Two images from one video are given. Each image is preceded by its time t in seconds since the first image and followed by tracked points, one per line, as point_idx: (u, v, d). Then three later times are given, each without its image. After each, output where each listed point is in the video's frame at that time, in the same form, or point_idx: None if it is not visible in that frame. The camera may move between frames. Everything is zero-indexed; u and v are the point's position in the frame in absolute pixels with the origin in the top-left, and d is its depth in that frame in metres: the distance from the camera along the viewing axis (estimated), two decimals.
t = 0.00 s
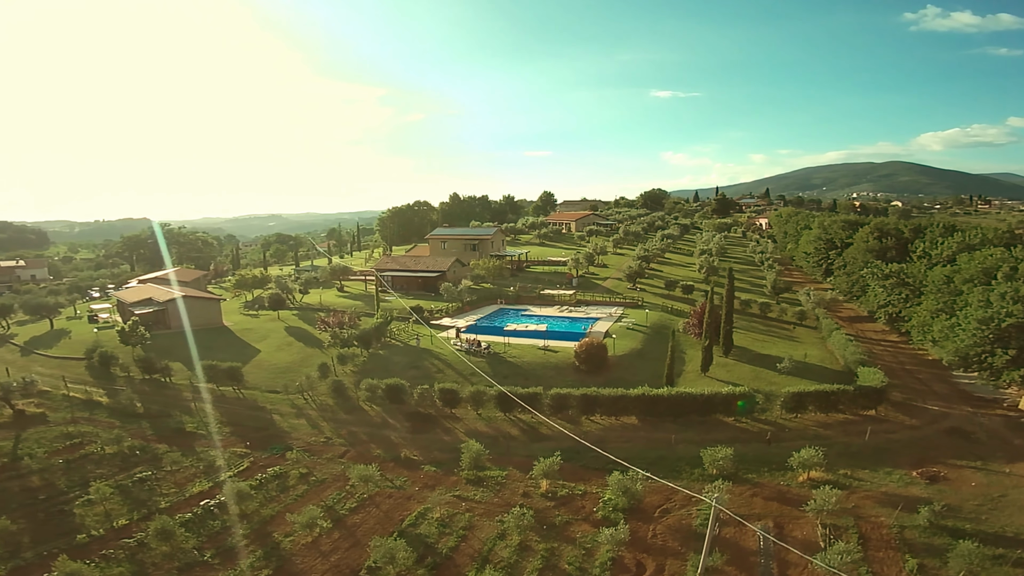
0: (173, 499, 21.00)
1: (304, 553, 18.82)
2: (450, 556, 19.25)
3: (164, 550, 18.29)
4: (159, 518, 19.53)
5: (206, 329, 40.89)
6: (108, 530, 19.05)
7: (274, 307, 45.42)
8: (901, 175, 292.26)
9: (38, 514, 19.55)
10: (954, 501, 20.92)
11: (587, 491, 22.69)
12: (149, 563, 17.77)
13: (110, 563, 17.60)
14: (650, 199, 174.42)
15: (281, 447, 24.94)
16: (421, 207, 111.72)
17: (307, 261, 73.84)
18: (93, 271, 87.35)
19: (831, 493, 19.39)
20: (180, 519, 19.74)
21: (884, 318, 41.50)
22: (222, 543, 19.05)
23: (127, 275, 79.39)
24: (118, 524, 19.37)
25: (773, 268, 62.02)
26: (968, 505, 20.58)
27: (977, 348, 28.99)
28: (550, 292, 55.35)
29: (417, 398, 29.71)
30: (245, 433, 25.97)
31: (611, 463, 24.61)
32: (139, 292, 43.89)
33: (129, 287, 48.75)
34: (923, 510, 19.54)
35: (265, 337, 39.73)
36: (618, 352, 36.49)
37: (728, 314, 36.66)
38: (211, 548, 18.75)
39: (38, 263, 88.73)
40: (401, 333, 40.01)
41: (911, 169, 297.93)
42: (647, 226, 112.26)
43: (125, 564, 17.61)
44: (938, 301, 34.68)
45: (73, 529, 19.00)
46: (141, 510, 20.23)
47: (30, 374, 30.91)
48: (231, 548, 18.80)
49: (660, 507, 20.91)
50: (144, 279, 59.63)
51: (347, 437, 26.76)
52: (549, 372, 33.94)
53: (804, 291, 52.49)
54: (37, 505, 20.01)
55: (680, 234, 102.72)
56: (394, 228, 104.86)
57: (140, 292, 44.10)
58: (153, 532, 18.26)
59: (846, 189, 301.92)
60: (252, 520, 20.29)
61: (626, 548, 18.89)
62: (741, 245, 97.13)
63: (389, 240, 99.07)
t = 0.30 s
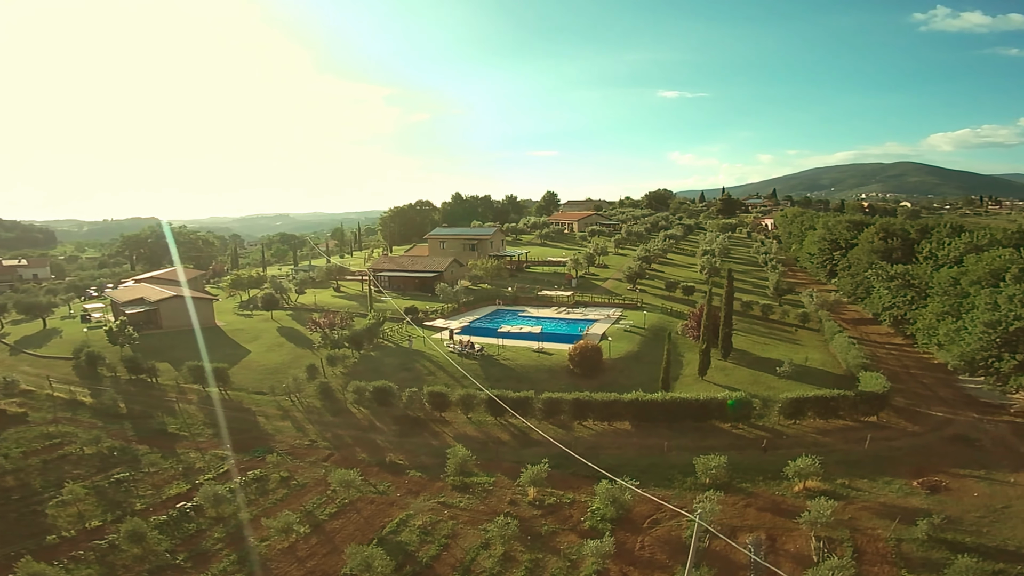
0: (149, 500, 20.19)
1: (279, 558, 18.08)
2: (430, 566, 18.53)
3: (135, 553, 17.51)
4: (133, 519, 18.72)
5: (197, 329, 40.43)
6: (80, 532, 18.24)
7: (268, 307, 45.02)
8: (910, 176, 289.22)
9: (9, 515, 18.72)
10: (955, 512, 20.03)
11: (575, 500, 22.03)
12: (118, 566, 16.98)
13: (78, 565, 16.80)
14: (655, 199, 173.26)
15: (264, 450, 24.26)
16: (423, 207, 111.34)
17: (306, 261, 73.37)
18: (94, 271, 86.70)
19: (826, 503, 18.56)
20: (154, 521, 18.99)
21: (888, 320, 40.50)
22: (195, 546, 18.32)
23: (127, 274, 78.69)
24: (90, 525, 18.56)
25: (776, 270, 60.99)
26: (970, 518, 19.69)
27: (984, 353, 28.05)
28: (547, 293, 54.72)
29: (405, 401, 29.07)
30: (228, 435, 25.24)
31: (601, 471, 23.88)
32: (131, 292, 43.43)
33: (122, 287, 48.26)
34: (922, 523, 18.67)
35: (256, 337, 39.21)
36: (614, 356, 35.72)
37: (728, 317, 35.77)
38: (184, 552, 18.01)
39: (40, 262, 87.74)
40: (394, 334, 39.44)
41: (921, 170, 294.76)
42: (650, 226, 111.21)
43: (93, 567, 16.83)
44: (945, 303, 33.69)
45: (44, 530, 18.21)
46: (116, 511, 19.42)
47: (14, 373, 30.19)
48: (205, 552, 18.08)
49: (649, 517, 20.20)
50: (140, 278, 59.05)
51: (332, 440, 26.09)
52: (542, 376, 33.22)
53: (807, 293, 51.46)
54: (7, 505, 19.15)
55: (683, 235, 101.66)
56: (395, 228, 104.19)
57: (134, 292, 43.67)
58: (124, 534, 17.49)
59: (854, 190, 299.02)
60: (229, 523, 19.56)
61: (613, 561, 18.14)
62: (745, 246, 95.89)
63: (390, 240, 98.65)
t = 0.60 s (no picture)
0: (125, 499, 19.59)
1: (253, 561, 17.50)
2: (408, 573, 17.89)
3: (105, 552, 16.94)
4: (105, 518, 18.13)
5: (191, 328, 40.15)
6: (51, 530, 17.67)
7: (264, 306, 44.64)
8: (923, 176, 285.32)
9: None
10: (958, 524, 19.10)
11: (563, 507, 21.33)
12: (86, 566, 16.40)
13: (46, 564, 16.25)
14: (663, 198, 171.69)
15: (247, 451, 23.71)
16: (427, 206, 110.89)
17: (307, 260, 73.00)
18: (98, 269, 86.46)
19: (820, 514, 17.77)
20: (127, 521, 18.36)
21: (895, 322, 39.41)
22: (168, 546, 17.74)
23: (130, 272, 78.44)
24: (62, 524, 17.99)
25: (781, 270, 59.85)
26: (974, 529, 18.74)
27: (992, 357, 27.03)
28: (547, 293, 54.00)
29: (394, 402, 28.45)
30: (212, 435, 24.69)
31: (592, 477, 23.14)
32: (127, 290, 43.22)
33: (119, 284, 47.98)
34: (921, 534, 17.81)
35: (250, 336, 38.78)
36: (611, 357, 34.95)
37: (728, 317, 34.72)
38: (156, 553, 17.40)
39: (46, 259, 87.46)
40: (389, 334, 38.90)
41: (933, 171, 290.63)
42: (656, 226, 110.05)
43: (61, 565, 16.28)
44: (953, 305, 32.61)
45: (14, 528, 17.64)
46: (90, 510, 18.83)
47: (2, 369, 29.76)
48: (177, 553, 17.50)
49: (639, 526, 19.46)
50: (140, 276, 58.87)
51: (318, 441, 25.51)
52: (536, 378, 32.46)
53: (813, 294, 50.32)
54: None
55: (689, 235, 100.47)
56: (399, 228, 103.64)
57: (130, 290, 43.31)
58: (94, 534, 16.93)
59: (865, 191, 295.38)
60: (205, 524, 18.97)
61: (597, 571, 17.42)
62: (751, 246, 94.45)
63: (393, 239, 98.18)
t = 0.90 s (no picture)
0: (102, 497, 18.74)
1: (227, 562, 16.78)
2: None
3: (75, 551, 16.24)
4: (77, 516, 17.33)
5: (186, 326, 39.78)
6: (21, 528, 16.94)
7: (260, 304, 44.27)
8: (938, 176, 280.63)
9: None
10: (961, 536, 18.11)
11: (552, 514, 20.61)
12: (53, 564, 15.63)
13: (11, 561, 15.57)
14: (671, 199, 170.11)
15: (231, 450, 22.95)
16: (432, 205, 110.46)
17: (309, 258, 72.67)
18: (104, 267, 86.45)
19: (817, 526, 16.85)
20: (101, 519, 17.52)
21: (905, 325, 38.22)
22: (141, 545, 16.94)
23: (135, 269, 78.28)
24: (34, 522, 17.24)
25: (788, 271, 58.64)
26: (978, 542, 17.75)
27: (1004, 361, 25.94)
28: (548, 293, 53.23)
29: (384, 403, 27.84)
30: (197, 433, 24.01)
31: (583, 484, 22.39)
32: (123, 287, 42.95)
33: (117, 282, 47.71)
34: (921, 548, 16.87)
35: (245, 334, 38.35)
36: (609, 359, 34.12)
37: (730, 319, 33.81)
38: (128, 551, 16.62)
39: (53, 256, 87.41)
40: (384, 334, 38.34)
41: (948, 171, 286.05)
42: (663, 225, 108.85)
43: (27, 562, 15.58)
44: (964, 306, 31.45)
45: None
46: (64, 508, 18.03)
47: None
48: (150, 552, 16.73)
49: (628, 535, 18.66)
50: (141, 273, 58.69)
51: (305, 442, 24.87)
52: (532, 380, 31.70)
53: (820, 295, 49.09)
54: None
55: (696, 235, 99.22)
56: (404, 227, 103.16)
57: (126, 288, 43.06)
58: (64, 532, 16.32)
59: (879, 192, 290.96)
60: (181, 524, 18.17)
61: None
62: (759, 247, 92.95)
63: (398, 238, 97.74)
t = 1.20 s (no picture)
0: (80, 495, 18.06)
1: (203, 564, 16.11)
2: None
3: (45, 549, 15.62)
4: (51, 514, 16.71)
5: (183, 325, 39.65)
6: None
7: (259, 304, 44.33)
8: (955, 180, 275.70)
9: None
10: (963, 550, 17.19)
11: (541, 522, 19.95)
12: (22, 562, 14.96)
13: None
14: (681, 202, 168.57)
15: (217, 451, 22.43)
16: (439, 207, 110.22)
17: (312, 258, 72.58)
18: (112, 266, 86.86)
19: (810, 540, 16.11)
20: (77, 517, 16.90)
21: (915, 329, 37.09)
22: (116, 544, 16.27)
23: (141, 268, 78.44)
24: (7, 519, 16.59)
25: (796, 274, 57.48)
26: (983, 557, 16.80)
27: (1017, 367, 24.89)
28: (550, 295, 52.60)
29: (376, 405, 27.32)
30: (183, 433, 23.53)
31: (575, 492, 21.68)
32: (123, 285, 42.94)
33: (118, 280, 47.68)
34: (923, 564, 15.98)
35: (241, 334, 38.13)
36: (608, 363, 33.39)
37: (734, 322, 32.95)
38: (102, 550, 15.97)
39: (61, 254, 87.82)
40: (381, 336, 37.94)
41: (966, 175, 281.18)
42: (671, 228, 107.69)
43: None
44: (976, 310, 30.35)
45: None
46: (40, 505, 17.34)
47: None
48: (124, 551, 16.05)
49: (618, 547, 17.95)
50: (144, 272, 58.74)
51: (293, 443, 24.35)
52: (528, 385, 31.04)
53: (828, 298, 47.94)
54: None
55: (704, 238, 98.00)
56: (410, 228, 102.94)
57: (126, 285, 43.03)
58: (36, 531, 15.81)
59: (896, 195, 286.28)
60: (159, 524, 17.46)
61: None
62: (768, 250, 91.44)
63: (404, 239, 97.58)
